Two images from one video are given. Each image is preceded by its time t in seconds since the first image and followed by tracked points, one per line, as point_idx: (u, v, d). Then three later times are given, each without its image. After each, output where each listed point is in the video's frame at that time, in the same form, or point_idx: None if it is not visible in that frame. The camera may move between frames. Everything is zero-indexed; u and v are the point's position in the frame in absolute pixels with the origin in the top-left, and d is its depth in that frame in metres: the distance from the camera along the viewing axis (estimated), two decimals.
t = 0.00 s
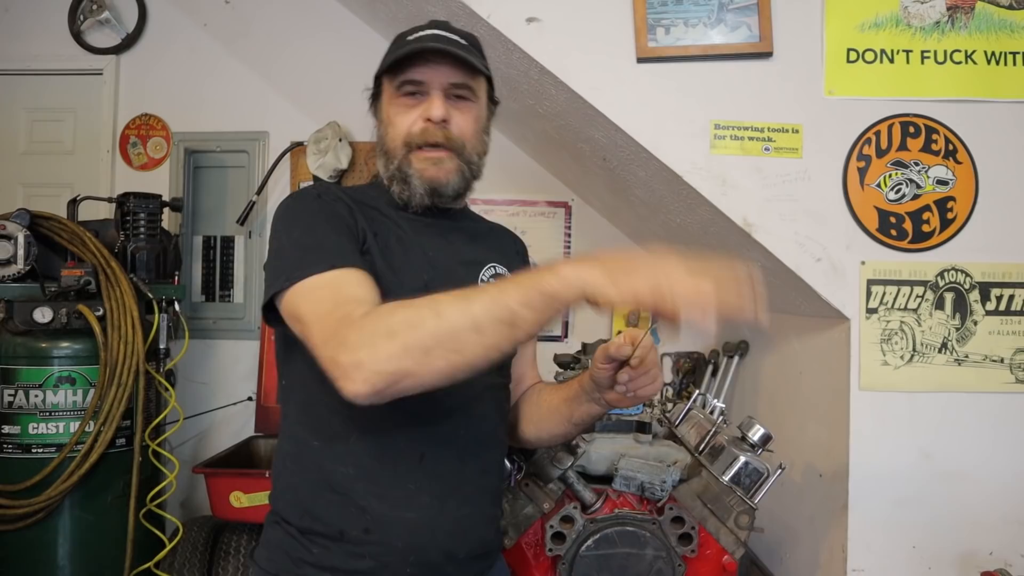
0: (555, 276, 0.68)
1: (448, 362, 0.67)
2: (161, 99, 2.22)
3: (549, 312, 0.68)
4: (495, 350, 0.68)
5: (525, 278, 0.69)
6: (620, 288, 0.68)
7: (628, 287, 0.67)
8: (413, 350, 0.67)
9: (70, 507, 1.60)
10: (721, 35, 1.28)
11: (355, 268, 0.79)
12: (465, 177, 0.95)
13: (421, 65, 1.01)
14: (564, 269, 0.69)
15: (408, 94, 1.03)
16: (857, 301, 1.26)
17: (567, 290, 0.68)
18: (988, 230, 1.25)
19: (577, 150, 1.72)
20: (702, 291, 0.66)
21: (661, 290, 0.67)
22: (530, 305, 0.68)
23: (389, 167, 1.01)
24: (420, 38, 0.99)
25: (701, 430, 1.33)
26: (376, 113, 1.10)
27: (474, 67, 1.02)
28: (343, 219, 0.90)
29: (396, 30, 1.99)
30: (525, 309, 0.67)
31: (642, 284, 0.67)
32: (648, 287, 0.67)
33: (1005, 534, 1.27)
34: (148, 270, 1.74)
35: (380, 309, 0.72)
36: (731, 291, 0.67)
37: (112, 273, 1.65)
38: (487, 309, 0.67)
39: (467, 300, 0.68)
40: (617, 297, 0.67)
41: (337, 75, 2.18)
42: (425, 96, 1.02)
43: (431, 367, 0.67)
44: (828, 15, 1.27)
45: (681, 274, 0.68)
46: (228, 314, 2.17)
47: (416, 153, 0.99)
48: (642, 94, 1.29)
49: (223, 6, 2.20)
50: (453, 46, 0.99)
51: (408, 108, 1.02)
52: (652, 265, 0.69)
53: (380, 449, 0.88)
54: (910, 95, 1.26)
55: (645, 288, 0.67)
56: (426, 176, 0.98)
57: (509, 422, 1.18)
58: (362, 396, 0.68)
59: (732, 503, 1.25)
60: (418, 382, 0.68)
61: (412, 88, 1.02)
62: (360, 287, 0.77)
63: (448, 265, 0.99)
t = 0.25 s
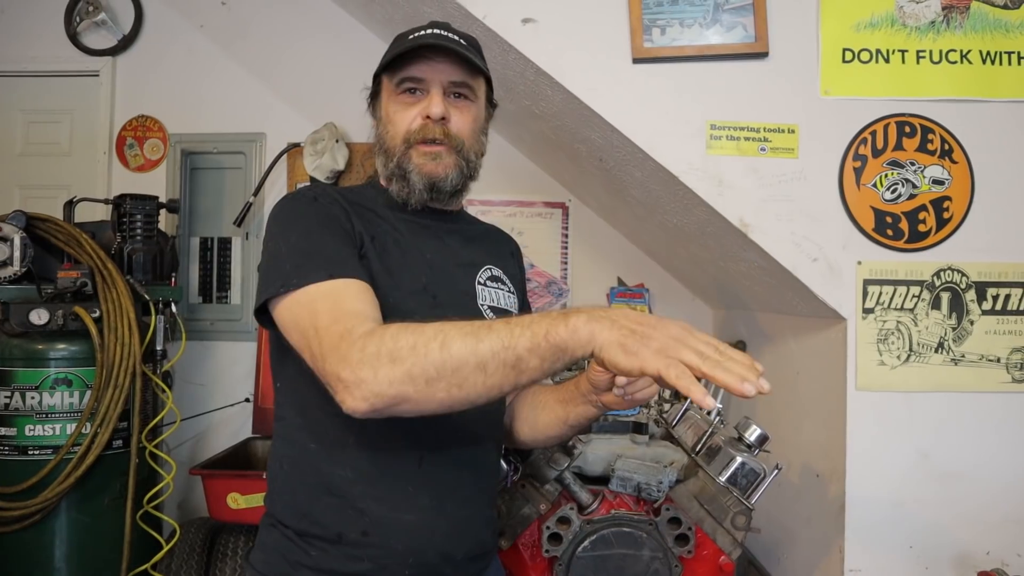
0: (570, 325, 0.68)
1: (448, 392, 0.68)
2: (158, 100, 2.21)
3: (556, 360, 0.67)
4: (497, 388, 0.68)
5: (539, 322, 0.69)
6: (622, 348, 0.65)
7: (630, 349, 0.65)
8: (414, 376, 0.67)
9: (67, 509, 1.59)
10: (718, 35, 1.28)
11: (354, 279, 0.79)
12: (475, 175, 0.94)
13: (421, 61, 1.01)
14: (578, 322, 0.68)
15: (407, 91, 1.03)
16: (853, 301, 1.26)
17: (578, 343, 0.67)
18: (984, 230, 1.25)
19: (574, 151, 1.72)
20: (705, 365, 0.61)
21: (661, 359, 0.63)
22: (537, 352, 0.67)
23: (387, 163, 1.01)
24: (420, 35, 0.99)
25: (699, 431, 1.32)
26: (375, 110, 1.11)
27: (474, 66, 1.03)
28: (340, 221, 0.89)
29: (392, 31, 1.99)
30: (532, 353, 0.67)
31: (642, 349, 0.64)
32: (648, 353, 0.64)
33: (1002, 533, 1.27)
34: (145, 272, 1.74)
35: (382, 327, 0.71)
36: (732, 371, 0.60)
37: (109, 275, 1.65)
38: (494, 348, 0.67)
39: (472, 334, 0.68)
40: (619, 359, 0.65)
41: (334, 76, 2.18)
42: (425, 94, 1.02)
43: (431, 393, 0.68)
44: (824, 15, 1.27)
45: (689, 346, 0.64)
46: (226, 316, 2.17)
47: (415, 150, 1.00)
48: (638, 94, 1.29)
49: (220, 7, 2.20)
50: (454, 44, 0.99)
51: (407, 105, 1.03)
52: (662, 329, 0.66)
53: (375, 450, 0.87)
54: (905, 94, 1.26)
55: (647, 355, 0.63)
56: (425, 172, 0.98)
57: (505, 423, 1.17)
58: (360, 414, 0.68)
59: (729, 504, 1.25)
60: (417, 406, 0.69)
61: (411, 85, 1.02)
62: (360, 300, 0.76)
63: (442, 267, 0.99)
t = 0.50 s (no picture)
0: (564, 323, 0.67)
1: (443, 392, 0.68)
2: (157, 100, 2.21)
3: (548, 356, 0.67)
4: (492, 385, 0.68)
5: (532, 320, 0.69)
6: (617, 342, 0.65)
7: (626, 345, 0.64)
8: (409, 376, 0.67)
9: (65, 509, 1.59)
10: (717, 35, 1.28)
11: (349, 281, 0.79)
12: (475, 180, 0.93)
13: (417, 62, 1.00)
14: (573, 318, 0.67)
15: (404, 92, 1.03)
16: (852, 301, 1.25)
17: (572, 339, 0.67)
18: (983, 231, 1.25)
19: (573, 151, 1.71)
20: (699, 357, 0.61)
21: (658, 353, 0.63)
22: (531, 349, 0.67)
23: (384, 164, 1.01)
24: (416, 35, 0.99)
25: (697, 431, 1.32)
26: (371, 109, 1.10)
27: (471, 66, 1.02)
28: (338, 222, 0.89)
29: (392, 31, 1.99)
30: (526, 350, 0.67)
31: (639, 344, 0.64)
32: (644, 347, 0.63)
33: (1001, 535, 1.27)
34: (144, 272, 1.74)
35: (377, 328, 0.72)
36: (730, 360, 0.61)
37: (107, 275, 1.65)
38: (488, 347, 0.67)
39: (467, 335, 0.68)
40: (614, 352, 0.64)
41: (333, 76, 2.18)
42: (421, 94, 1.02)
43: (426, 393, 0.67)
44: (823, 15, 1.27)
45: (684, 337, 0.64)
46: (224, 316, 2.17)
47: (411, 151, 1.00)
48: (637, 94, 1.29)
49: (219, 7, 2.20)
50: (450, 44, 0.99)
51: (404, 105, 1.02)
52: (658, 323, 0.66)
53: (373, 451, 0.87)
54: (905, 95, 1.26)
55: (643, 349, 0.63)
56: (421, 172, 0.98)
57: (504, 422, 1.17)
58: (356, 416, 0.68)
59: (728, 505, 1.25)
60: (412, 406, 0.68)
61: (407, 85, 1.02)
62: (355, 302, 0.76)
63: (440, 268, 0.99)
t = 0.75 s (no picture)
0: (493, 327, 0.68)
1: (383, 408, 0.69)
2: (155, 102, 2.21)
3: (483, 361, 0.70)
4: (432, 397, 0.70)
5: (463, 327, 0.70)
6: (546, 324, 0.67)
7: (556, 324, 0.67)
8: (349, 399, 0.68)
9: (64, 511, 1.59)
10: (715, 35, 1.28)
11: (322, 300, 0.80)
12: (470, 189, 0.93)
13: (430, 65, 1.00)
14: (501, 319, 0.69)
15: (415, 94, 1.02)
16: (850, 301, 1.25)
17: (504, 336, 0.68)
18: (981, 230, 1.25)
19: (571, 151, 1.71)
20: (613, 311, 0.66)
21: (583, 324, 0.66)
22: (465, 356, 0.69)
23: (392, 167, 0.99)
24: (430, 38, 0.99)
25: (696, 432, 1.34)
26: (378, 111, 1.10)
27: (484, 72, 1.03)
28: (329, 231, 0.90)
29: (390, 32, 1.99)
30: (461, 356, 0.69)
31: (568, 319, 0.66)
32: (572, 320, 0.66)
33: (1001, 534, 1.26)
34: (142, 273, 1.74)
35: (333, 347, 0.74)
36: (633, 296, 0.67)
37: (105, 277, 1.65)
38: (424, 361, 0.69)
39: (405, 350, 0.70)
40: (546, 324, 0.67)
41: (332, 77, 2.18)
42: (432, 97, 1.02)
43: (368, 412, 0.69)
44: (821, 14, 1.27)
45: (594, 280, 0.68)
46: (223, 317, 2.16)
47: (421, 153, 0.98)
48: (635, 94, 1.29)
49: (218, 8, 2.20)
50: (463, 48, 0.99)
51: (414, 107, 1.02)
52: (566, 278, 0.69)
53: (370, 452, 0.87)
54: (902, 94, 1.26)
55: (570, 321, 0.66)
56: (430, 174, 0.97)
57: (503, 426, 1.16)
58: (302, 443, 0.70)
59: (726, 505, 1.25)
60: (356, 425, 0.70)
61: (419, 88, 1.02)
62: (312, 322, 0.78)
63: (437, 268, 0.98)
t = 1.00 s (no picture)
0: (379, 336, 0.67)
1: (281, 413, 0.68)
2: (156, 100, 2.21)
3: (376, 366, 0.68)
4: (329, 398, 0.69)
5: (356, 332, 0.70)
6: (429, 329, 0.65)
7: (440, 330, 0.64)
8: (248, 397, 0.69)
9: (63, 509, 1.59)
10: (716, 36, 1.27)
11: (272, 317, 0.83)
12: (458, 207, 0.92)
13: (430, 89, 1.00)
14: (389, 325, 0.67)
15: (415, 117, 1.02)
16: (851, 303, 1.25)
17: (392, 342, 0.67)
18: (982, 232, 1.25)
19: (571, 152, 1.71)
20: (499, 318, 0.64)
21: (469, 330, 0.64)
22: (356, 361, 0.68)
23: (392, 189, 1.01)
24: (428, 61, 0.99)
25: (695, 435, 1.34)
26: (383, 130, 1.10)
27: (483, 96, 1.01)
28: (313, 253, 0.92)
29: (391, 32, 1.99)
30: (354, 358, 0.68)
31: (450, 322, 0.64)
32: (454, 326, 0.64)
33: (1000, 536, 1.26)
34: (142, 272, 1.73)
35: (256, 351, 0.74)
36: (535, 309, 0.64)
37: (105, 275, 1.65)
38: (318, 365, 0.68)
39: (304, 354, 0.70)
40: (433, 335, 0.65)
41: (333, 77, 2.18)
42: (432, 120, 1.02)
43: (264, 415, 0.68)
44: (822, 16, 1.27)
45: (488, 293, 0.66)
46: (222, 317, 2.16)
47: (419, 177, 0.99)
48: (635, 96, 1.29)
49: (219, 7, 2.20)
50: (462, 72, 0.98)
51: (414, 130, 1.02)
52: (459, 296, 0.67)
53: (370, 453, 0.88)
54: (903, 96, 1.26)
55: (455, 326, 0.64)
56: (428, 200, 0.97)
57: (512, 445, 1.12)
58: (209, 444, 0.71)
59: (725, 506, 1.25)
60: (255, 427, 0.69)
61: (419, 110, 1.02)
62: (258, 331, 0.81)
63: (438, 270, 0.98)
